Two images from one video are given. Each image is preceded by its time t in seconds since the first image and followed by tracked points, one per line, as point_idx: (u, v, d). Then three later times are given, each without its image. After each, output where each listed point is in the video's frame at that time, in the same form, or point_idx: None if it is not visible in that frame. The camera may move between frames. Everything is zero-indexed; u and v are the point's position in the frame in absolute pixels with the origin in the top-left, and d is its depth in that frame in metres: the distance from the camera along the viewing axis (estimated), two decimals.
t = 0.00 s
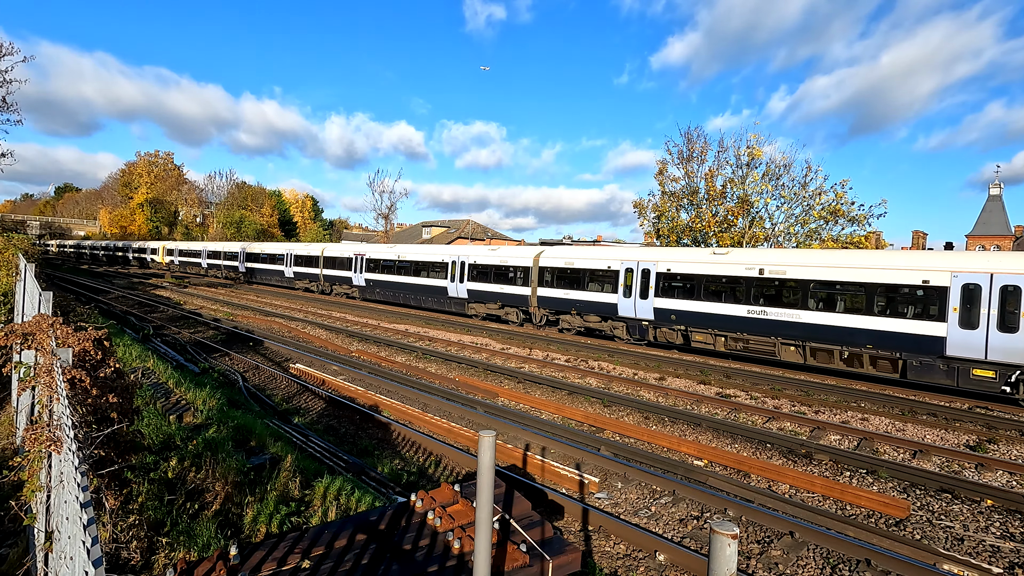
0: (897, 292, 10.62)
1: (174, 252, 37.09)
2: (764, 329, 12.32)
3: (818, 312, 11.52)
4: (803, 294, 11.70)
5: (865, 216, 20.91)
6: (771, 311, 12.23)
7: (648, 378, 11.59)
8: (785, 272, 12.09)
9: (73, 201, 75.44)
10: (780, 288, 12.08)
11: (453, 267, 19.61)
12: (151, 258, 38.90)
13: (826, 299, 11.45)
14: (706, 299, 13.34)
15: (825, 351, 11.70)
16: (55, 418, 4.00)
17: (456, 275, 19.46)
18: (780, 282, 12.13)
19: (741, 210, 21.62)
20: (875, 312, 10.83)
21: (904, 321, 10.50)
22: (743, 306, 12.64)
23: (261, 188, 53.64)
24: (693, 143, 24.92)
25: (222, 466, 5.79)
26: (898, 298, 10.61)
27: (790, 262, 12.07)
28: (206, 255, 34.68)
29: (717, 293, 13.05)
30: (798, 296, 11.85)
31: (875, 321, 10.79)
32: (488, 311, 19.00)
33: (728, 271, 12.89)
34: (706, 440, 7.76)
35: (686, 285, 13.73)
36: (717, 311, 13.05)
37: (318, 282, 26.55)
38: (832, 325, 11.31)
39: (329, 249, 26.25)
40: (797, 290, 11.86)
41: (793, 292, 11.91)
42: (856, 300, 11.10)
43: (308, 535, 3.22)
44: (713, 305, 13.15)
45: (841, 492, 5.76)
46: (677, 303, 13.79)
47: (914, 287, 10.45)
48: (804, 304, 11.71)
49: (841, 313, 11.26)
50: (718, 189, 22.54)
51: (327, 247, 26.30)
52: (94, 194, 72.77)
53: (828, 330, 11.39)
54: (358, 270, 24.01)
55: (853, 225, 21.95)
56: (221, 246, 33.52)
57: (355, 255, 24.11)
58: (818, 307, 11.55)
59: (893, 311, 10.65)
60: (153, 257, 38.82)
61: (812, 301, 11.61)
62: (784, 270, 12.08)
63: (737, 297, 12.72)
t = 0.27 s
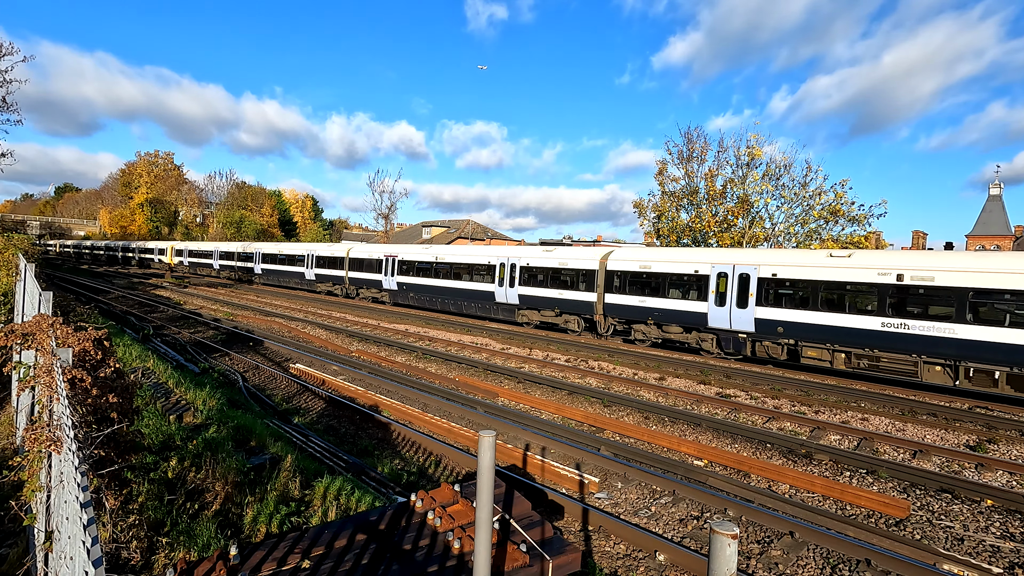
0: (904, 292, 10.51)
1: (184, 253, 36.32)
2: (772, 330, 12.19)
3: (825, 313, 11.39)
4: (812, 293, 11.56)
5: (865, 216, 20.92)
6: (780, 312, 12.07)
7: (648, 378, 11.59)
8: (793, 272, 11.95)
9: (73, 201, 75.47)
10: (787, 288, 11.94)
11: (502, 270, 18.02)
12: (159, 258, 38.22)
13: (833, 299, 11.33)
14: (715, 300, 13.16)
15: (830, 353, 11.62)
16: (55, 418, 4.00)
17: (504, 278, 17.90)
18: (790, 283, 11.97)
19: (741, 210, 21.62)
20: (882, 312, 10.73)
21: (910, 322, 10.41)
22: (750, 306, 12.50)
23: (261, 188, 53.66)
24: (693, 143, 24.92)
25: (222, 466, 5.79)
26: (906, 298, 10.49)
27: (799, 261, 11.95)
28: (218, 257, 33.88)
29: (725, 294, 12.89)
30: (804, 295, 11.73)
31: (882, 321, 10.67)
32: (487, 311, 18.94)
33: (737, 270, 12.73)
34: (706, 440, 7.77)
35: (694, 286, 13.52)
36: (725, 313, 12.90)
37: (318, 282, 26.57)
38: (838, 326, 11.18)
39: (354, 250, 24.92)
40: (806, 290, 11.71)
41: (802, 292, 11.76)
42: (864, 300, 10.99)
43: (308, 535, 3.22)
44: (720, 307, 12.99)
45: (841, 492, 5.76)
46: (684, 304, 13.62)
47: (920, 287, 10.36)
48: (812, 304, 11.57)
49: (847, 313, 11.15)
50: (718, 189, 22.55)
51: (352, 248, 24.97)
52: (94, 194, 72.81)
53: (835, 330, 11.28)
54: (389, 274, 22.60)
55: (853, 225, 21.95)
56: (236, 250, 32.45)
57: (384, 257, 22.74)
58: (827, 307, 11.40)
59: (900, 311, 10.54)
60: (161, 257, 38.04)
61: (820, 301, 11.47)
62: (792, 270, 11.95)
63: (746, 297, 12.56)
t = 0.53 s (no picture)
0: (919, 293, 10.30)
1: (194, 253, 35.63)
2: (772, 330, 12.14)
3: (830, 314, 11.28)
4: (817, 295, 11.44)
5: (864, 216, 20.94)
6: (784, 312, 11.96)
7: (648, 378, 11.59)
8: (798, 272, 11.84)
9: (73, 201, 75.46)
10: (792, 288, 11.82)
11: (559, 273, 16.20)
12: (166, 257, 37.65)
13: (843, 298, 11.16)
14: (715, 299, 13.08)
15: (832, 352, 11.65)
16: (55, 418, 4.00)
17: (562, 282, 16.08)
18: (798, 283, 11.80)
19: (741, 210, 21.63)
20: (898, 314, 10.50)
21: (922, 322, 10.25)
22: (750, 306, 12.43)
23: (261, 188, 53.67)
24: (692, 143, 24.93)
25: (222, 466, 5.79)
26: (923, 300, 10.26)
27: (802, 262, 11.84)
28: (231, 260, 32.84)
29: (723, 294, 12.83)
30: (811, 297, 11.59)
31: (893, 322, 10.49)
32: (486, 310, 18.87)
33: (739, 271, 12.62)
34: (706, 440, 7.77)
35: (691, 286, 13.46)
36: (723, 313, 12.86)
37: (318, 282, 26.59)
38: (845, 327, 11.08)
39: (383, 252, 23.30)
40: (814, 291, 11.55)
41: (809, 293, 11.62)
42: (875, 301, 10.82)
43: (308, 535, 3.22)
44: (718, 306, 12.93)
45: (841, 492, 5.76)
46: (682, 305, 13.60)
47: (936, 288, 10.15)
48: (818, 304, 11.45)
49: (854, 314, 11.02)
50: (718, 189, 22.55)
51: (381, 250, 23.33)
52: (94, 194, 72.81)
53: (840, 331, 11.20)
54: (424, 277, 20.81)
55: (853, 225, 21.95)
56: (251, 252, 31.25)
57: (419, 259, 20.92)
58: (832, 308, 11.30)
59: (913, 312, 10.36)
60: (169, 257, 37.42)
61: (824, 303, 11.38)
62: (795, 271, 11.87)
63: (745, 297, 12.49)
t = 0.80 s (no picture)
0: (930, 293, 10.19)
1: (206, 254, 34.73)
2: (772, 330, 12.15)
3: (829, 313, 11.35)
4: (814, 295, 11.54)
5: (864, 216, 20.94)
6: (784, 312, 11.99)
7: (648, 378, 11.59)
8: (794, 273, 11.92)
9: (73, 202, 75.45)
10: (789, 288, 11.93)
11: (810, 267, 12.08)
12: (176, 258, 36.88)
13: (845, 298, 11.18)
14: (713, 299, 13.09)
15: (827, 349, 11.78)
16: (55, 418, 4.00)
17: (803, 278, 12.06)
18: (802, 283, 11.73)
19: (741, 210, 21.64)
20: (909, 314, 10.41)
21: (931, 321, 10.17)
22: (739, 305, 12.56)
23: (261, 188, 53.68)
24: (693, 144, 24.92)
25: (222, 466, 5.79)
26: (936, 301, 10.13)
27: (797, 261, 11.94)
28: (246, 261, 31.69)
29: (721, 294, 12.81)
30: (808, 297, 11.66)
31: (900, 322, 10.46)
32: (484, 310, 18.88)
33: (736, 271, 12.68)
34: (706, 440, 7.77)
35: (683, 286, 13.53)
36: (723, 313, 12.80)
37: (318, 282, 26.59)
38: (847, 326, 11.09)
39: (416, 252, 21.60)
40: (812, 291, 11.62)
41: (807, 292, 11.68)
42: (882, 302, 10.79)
43: (308, 535, 3.22)
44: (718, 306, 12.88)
45: (841, 492, 5.76)
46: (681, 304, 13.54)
47: (948, 288, 10.02)
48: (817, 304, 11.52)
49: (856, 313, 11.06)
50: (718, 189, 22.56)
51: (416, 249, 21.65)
52: (94, 194, 72.83)
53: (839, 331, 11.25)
54: (468, 280, 19.05)
55: (853, 225, 21.95)
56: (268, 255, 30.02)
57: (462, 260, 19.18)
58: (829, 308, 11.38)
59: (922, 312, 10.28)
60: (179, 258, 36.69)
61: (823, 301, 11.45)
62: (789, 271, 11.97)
63: (744, 296, 12.47)
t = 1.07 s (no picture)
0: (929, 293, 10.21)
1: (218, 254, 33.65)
2: (781, 331, 11.92)
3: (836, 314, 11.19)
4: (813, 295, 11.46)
5: (864, 216, 20.96)
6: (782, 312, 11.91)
7: (648, 377, 11.59)
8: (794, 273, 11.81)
9: (73, 202, 75.45)
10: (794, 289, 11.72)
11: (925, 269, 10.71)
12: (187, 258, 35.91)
13: (845, 298, 11.11)
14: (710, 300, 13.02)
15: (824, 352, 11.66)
16: (55, 418, 4.01)
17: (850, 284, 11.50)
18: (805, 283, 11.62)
19: (741, 210, 21.65)
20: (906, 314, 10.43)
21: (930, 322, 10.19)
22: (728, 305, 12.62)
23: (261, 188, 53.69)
24: (693, 144, 24.94)
25: (222, 467, 5.78)
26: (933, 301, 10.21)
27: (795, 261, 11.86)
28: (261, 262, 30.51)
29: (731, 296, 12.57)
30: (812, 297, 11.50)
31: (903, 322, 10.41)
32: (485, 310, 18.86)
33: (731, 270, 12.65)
34: (706, 440, 7.78)
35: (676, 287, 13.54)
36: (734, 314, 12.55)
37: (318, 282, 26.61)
38: (853, 326, 10.97)
39: (456, 254, 19.91)
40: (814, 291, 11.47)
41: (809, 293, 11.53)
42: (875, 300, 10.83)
43: (308, 535, 3.22)
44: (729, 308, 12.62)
45: (841, 492, 5.76)
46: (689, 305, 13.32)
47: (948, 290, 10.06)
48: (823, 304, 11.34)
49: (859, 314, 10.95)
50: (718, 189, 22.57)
51: (456, 253, 19.95)
52: (94, 194, 72.86)
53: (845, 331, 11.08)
54: (519, 285, 17.45)
55: (853, 225, 21.96)
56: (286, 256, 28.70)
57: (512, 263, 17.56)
58: (833, 308, 11.26)
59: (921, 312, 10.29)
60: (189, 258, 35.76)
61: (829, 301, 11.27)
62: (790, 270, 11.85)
63: (754, 297, 12.29)
